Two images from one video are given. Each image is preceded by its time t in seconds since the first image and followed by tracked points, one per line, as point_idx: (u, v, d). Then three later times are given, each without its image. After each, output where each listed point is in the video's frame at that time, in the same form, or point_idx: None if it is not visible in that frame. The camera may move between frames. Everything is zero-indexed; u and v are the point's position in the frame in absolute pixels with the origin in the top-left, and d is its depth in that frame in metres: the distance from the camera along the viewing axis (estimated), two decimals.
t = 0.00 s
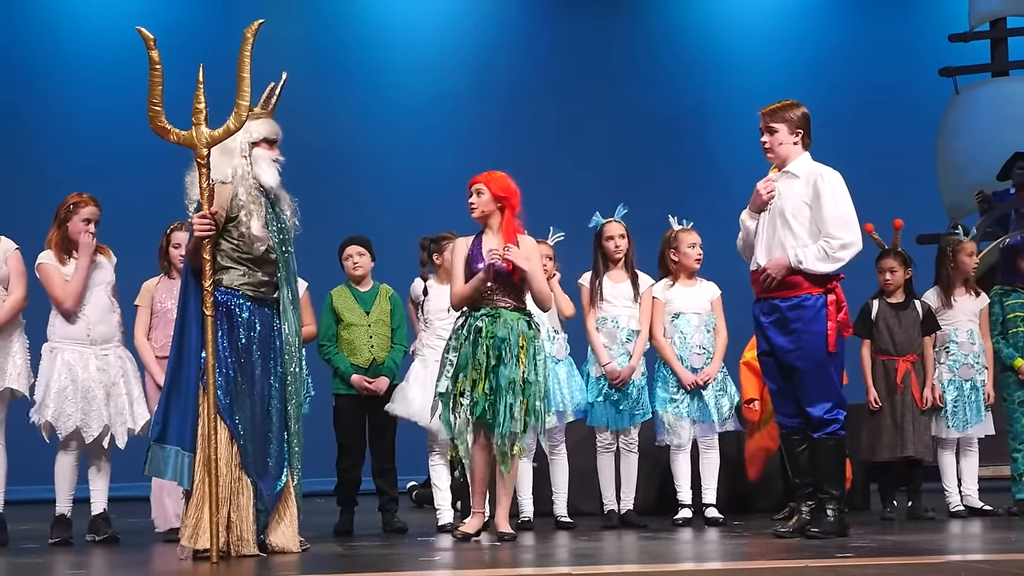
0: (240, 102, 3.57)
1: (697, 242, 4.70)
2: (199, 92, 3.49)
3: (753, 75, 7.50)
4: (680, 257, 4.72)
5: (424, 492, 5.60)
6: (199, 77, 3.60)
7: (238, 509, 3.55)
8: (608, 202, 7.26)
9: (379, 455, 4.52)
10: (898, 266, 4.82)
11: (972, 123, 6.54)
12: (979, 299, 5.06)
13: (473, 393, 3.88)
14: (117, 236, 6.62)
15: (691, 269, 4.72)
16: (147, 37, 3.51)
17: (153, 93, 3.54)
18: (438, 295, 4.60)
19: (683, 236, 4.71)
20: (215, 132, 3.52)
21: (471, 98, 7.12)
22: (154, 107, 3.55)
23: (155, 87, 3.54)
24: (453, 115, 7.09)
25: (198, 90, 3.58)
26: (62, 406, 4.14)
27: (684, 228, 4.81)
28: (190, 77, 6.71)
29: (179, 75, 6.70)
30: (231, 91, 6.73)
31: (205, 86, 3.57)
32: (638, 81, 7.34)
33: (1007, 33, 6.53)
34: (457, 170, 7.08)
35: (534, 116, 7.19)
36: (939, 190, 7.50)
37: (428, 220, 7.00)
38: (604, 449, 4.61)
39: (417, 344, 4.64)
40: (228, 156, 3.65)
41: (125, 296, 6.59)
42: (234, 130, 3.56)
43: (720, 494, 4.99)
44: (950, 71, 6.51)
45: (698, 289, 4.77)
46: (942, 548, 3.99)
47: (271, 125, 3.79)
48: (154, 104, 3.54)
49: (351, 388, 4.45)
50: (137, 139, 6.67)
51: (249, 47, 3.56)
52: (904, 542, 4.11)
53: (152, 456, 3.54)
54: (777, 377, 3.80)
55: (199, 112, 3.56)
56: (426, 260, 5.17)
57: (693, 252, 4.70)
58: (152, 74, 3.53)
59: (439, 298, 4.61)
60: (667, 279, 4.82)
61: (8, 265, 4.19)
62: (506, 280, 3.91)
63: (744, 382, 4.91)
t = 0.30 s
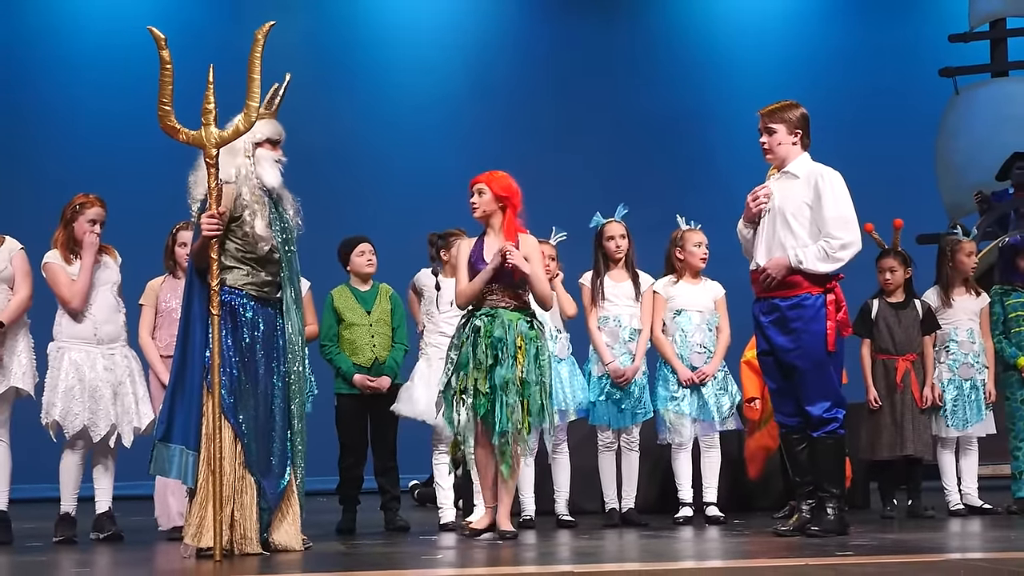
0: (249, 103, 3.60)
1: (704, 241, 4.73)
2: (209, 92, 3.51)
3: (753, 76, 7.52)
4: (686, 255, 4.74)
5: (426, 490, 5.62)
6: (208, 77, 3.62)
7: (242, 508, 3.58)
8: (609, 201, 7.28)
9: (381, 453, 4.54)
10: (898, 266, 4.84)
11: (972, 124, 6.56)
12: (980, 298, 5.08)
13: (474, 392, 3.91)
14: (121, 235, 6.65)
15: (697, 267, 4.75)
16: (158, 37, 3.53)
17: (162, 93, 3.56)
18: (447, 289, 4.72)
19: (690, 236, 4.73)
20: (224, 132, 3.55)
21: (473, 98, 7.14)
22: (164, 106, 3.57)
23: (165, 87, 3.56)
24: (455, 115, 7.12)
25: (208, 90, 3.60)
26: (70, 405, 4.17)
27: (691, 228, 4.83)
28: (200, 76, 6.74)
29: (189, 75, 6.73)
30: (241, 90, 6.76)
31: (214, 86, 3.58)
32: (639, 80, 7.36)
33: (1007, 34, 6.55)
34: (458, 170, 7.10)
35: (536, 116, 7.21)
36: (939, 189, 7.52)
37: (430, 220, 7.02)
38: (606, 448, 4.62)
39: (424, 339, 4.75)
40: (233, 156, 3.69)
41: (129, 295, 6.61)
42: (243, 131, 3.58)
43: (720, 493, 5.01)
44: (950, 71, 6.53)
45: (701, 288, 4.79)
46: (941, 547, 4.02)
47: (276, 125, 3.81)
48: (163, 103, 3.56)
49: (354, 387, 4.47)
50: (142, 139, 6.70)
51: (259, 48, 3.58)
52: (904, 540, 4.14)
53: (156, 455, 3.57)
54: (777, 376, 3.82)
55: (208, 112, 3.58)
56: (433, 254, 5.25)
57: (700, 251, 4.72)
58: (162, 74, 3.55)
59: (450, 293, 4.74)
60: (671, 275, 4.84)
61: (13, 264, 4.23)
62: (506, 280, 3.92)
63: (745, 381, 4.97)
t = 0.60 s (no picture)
0: (251, 103, 3.63)
1: (708, 242, 4.76)
2: (211, 93, 3.55)
3: (752, 77, 7.56)
4: (689, 255, 4.78)
5: (426, 489, 5.66)
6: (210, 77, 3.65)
7: (243, 507, 3.61)
8: (608, 202, 7.32)
9: (381, 452, 4.58)
10: (895, 266, 4.86)
11: (968, 125, 6.60)
12: (977, 298, 5.08)
13: (472, 392, 3.96)
14: (123, 235, 6.68)
15: (700, 268, 4.79)
16: (161, 37, 3.56)
17: (165, 92, 3.59)
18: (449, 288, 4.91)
19: (695, 236, 4.76)
20: (226, 132, 3.59)
21: (472, 98, 7.18)
22: (166, 106, 3.61)
23: (167, 87, 3.59)
24: (455, 115, 7.15)
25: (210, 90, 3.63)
26: (74, 404, 4.20)
27: (699, 229, 4.86)
28: (202, 76, 6.78)
29: (192, 76, 6.77)
30: (244, 90, 6.80)
31: (216, 86, 3.62)
32: (639, 82, 7.39)
33: (1003, 36, 6.59)
34: (458, 171, 7.13)
35: (535, 116, 7.25)
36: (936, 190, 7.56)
37: (430, 220, 7.06)
38: (604, 447, 4.65)
39: (432, 336, 4.88)
40: (234, 156, 3.73)
41: (132, 295, 6.65)
42: (245, 131, 3.61)
43: (720, 491, 5.05)
44: (946, 73, 6.57)
45: (706, 286, 4.83)
46: (937, 544, 4.06)
47: (276, 125, 3.85)
48: (166, 103, 3.59)
49: (358, 386, 4.49)
50: (144, 139, 6.73)
51: (262, 49, 3.61)
52: (901, 539, 4.17)
53: (157, 454, 3.59)
54: (774, 374, 3.85)
55: (210, 112, 3.61)
56: (433, 254, 5.31)
57: (703, 251, 4.76)
58: (165, 74, 3.58)
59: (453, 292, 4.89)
60: (677, 272, 4.90)
61: (18, 264, 4.27)
62: (505, 281, 3.94)
63: (743, 380, 4.95)
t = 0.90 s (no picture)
0: (251, 103, 3.65)
1: (704, 242, 4.80)
2: (211, 92, 3.57)
3: (750, 77, 7.58)
4: (685, 256, 4.81)
5: (426, 488, 5.68)
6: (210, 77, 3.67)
7: (244, 506, 3.64)
8: (607, 202, 7.34)
9: (381, 451, 4.58)
10: (894, 266, 4.88)
11: (965, 126, 6.62)
12: (974, 298, 5.12)
13: (475, 391, 3.99)
14: (124, 236, 6.70)
15: (696, 267, 4.82)
16: (161, 37, 3.58)
17: (165, 92, 3.62)
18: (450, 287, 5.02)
19: (690, 236, 4.80)
20: (226, 132, 3.61)
21: (472, 99, 7.20)
22: (166, 106, 3.63)
23: (167, 86, 3.61)
24: (456, 115, 7.17)
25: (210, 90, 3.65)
26: (77, 403, 4.23)
27: (691, 228, 4.89)
28: (203, 76, 6.80)
29: (192, 76, 6.79)
30: (244, 90, 6.82)
31: (216, 86, 3.64)
32: (639, 83, 7.42)
33: (1000, 37, 6.62)
34: (457, 171, 7.16)
35: (535, 116, 7.27)
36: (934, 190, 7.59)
37: (429, 220, 7.08)
38: (604, 445, 4.68)
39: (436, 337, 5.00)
40: (233, 156, 3.75)
41: (132, 295, 6.67)
42: (245, 131, 3.63)
43: (720, 490, 5.06)
44: (943, 74, 6.60)
45: (704, 284, 4.85)
46: (934, 543, 4.08)
47: (274, 125, 3.87)
48: (166, 103, 3.62)
49: (362, 385, 4.51)
50: (145, 140, 6.75)
51: (262, 49, 3.63)
52: (899, 537, 4.20)
53: (157, 453, 3.59)
54: (777, 373, 3.89)
55: (210, 112, 3.63)
56: (433, 254, 5.35)
57: (699, 251, 4.79)
58: (165, 73, 3.60)
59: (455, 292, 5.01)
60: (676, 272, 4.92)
61: (20, 264, 4.29)
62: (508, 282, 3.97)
63: (742, 378, 4.97)
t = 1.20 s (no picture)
0: (253, 103, 3.68)
1: (699, 243, 4.82)
2: (213, 92, 3.60)
3: (748, 78, 7.63)
4: (682, 257, 4.85)
5: (427, 484, 5.73)
6: (211, 77, 3.71)
7: (246, 503, 3.68)
8: (605, 202, 7.38)
9: (383, 448, 4.62)
10: (891, 266, 4.92)
11: (961, 126, 6.67)
12: (968, 298, 5.18)
13: (473, 388, 4.01)
14: (125, 235, 6.73)
15: (693, 268, 4.85)
16: (163, 37, 3.61)
17: (167, 92, 3.65)
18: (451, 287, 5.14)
19: (686, 237, 4.83)
20: (227, 132, 3.65)
21: (471, 99, 7.24)
22: (168, 106, 3.66)
23: (169, 87, 3.65)
24: (455, 115, 7.22)
25: (212, 90, 3.69)
26: (79, 401, 4.26)
27: (688, 229, 4.93)
28: (204, 77, 6.84)
29: (193, 77, 6.82)
30: (245, 90, 6.85)
31: (218, 86, 3.67)
32: (637, 84, 7.46)
33: (995, 38, 6.67)
34: (456, 171, 7.20)
35: (534, 116, 7.31)
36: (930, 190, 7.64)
37: (429, 219, 7.13)
38: (604, 442, 4.72)
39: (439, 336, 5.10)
40: (233, 156, 3.79)
41: (134, 294, 6.71)
42: (247, 131, 3.67)
43: (717, 487, 5.13)
44: (939, 75, 6.65)
45: (698, 285, 4.91)
46: (929, 540, 4.13)
47: (274, 126, 3.92)
48: (168, 103, 3.65)
49: (362, 382, 4.56)
50: (146, 140, 6.79)
51: (263, 49, 3.66)
52: (895, 534, 4.25)
53: (160, 452, 3.60)
54: (775, 369, 3.93)
55: (212, 112, 3.67)
56: (434, 253, 5.38)
57: (695, 253, 4.81)
58: (168, 74, 3.64)
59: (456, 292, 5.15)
60: (670, 274, 4.97)
61: (24, 264, 4.35)
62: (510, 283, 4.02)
63: (741, 377, 5.02)
